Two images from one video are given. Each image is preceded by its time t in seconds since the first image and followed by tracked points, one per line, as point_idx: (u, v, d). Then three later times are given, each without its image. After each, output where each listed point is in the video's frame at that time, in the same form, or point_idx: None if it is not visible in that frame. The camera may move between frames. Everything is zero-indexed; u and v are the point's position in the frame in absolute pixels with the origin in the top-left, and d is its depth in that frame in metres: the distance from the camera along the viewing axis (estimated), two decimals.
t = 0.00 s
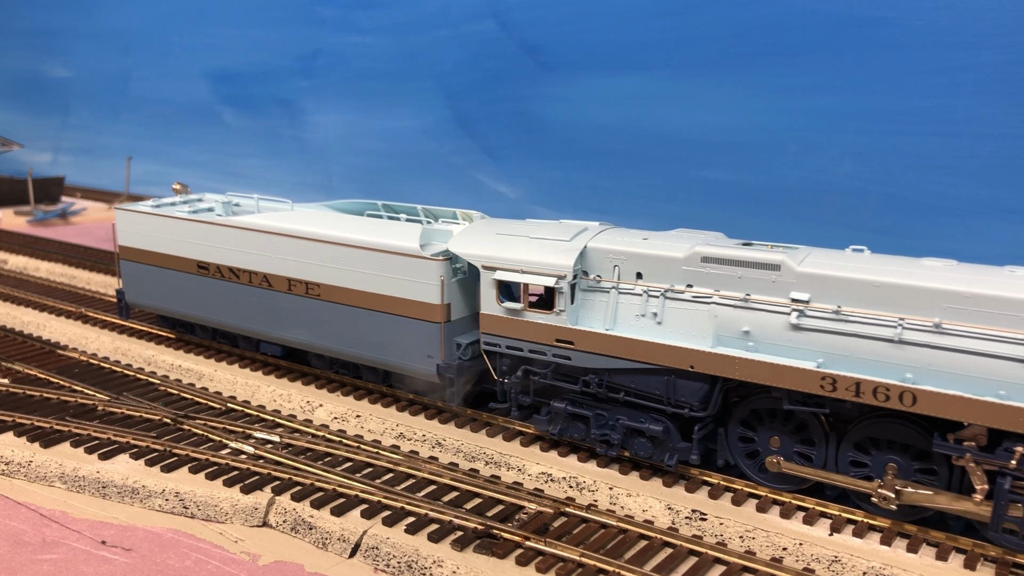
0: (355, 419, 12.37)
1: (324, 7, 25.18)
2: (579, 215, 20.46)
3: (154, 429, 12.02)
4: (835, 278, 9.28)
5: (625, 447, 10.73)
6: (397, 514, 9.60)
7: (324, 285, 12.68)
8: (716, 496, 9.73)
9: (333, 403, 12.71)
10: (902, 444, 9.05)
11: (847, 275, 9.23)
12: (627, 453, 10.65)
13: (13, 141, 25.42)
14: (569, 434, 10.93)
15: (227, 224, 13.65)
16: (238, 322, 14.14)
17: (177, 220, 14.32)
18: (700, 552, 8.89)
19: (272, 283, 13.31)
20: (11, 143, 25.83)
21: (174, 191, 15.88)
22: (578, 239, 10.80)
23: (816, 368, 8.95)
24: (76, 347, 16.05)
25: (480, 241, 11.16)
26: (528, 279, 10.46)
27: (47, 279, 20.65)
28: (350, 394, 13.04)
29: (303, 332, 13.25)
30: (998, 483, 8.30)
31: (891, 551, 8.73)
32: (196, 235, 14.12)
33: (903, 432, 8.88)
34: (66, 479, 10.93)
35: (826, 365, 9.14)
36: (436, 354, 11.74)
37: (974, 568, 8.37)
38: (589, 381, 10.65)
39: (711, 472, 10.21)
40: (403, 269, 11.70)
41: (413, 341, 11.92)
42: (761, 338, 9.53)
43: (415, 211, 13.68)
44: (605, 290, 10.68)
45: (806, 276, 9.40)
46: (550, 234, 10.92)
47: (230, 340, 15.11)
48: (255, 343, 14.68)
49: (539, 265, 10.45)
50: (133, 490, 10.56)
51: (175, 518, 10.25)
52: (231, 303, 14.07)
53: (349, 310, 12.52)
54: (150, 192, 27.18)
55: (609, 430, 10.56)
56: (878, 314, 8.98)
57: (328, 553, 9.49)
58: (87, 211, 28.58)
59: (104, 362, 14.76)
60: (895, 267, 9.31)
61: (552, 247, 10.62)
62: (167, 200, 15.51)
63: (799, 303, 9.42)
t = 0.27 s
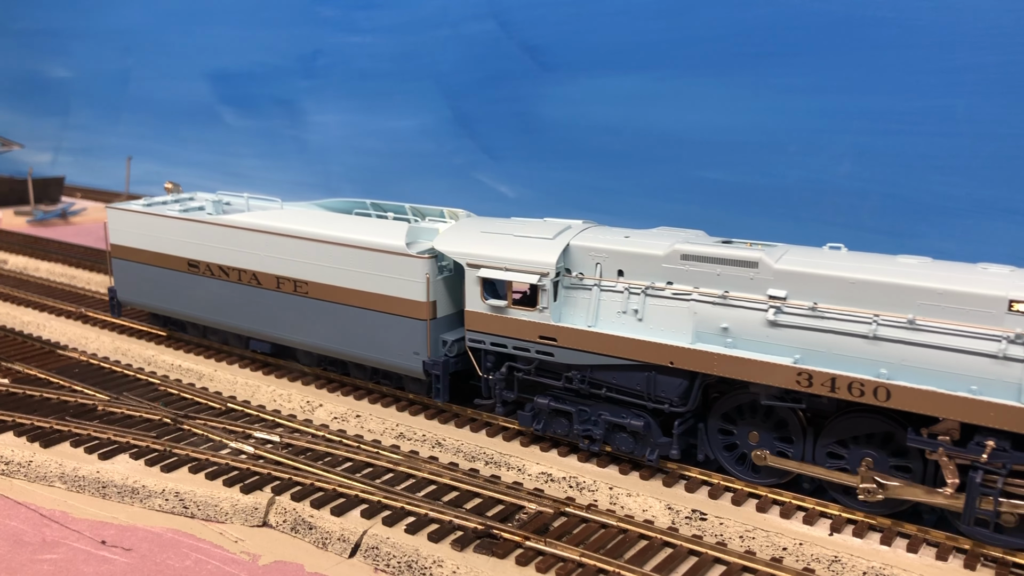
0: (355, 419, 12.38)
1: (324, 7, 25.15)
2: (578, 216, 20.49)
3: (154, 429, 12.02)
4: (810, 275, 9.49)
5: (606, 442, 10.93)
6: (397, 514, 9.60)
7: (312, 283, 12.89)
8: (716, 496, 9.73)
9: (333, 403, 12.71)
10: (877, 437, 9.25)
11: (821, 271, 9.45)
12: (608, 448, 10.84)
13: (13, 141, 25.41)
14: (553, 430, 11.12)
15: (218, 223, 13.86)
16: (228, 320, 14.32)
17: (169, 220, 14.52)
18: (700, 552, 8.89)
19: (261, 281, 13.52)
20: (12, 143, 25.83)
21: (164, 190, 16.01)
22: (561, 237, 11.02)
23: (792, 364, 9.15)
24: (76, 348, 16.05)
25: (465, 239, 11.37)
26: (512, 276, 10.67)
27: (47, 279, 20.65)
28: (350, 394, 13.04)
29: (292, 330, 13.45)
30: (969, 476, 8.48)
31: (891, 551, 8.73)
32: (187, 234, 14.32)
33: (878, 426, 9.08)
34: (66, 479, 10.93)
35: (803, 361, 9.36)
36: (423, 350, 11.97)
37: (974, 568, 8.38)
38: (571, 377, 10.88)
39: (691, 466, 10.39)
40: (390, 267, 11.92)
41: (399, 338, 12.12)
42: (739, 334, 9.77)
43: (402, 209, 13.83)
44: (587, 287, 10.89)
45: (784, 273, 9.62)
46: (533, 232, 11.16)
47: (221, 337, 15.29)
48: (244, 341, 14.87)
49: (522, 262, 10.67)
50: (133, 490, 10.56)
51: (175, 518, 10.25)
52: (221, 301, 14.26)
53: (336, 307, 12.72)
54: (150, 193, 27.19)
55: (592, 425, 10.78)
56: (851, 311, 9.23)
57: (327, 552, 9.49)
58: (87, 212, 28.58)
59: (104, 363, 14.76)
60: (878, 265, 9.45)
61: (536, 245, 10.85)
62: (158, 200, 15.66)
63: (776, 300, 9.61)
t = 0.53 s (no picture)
0: (355, 419, 12.38)
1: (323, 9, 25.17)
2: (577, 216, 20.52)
3: (154, 429, 12.02)
4: (786, 272, 9.69)
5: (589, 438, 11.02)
6: (397, 514, 9.60)
7: (300, 281, 12.99)
8: (716, 496, 9.72)
9: (333, 404, 12.72)
10: (854, 431, 9.35)
11: (797, 269, 9.64)
12: (591, 443, 10.94)
13: (13, 141, 25.42)
14: (537, 426, 11.21)
15: (207, 221, 13.95)
16: (217, 317, 14.43)
17: (159, 218, 14.63)
18: (700, 552, 8.89)
19: (250, 278, 13.62)
20: (12, 143, 25.83)
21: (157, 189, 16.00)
22: (544, 235, 11.21)
23: (769, 359, 9.20)
24: (76, 348, 16.05)
25: (449, 237, 11.56)
26: (495, 273, 10.85)
27: (47, 279, 20.65)
28: (350, 394, 13.04)
29: (280, 327, 13.56)
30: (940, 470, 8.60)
31: (891, 551, 8.74)
32: (177, 232, 14.42)
33: (855, 420, 9.18)
34: (66, 479, 10.92)
35: (780, 357, 9.42)
36: (408, 347, 12.07)
37: (974, 568, 8.41)
38: (554, 373, 10.95)
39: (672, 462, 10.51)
40: (376, 265, 12.02)
41: (385, 335, 12.23)
42: (717, 330, 9.83)
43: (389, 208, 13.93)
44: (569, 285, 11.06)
45: (761, 271, 9.82)
46: (516, 230, 11.36)
47: (212, 335, 15.41)
48: (234, 338, 14.99)
49: (506, 260, 10.85)
50: (133, 490, 10.56)
51: (175, 518, 10.25)
52: (210, 299, 14.36)
53: (323, 304, 12.83)
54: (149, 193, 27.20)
55: (574, 420, 10.86)
56: (827, 308, 9.38)
57: (327, 552, 9.49)
58: (87, 212, 28.58)
59: (104, 363, 14.76)
60: (861, 263, 9.60)
61: (519, 243, 11.05)
62: (149, 198, 15.66)
63: (753, 297, 9.80)
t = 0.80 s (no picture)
0: (355, 419, 12.38)
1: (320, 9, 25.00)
2: (576, 215, 20.52)
3: (154, 429, 12.02)
4: (764, 269, 9.73)
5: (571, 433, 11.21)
6: (397, 514, 9.60)
7: (288, 279, 13.09)
8: (716, 496, 9.72)
9: (333, 404, 12.72)
10: (829, 426, 9.52)
11: (774, 266, 9.68)
12: (573, 439, 11.13)
13: (13, 141, 25.41)
14: (521, 421, 11.41)
15: (197, 220, 14.01)
16: (207, 314, 14.53)
17: (149, 216, 14.68)
18: (700, 552, 8.89)
19: (239, 276, 13.71)
20: (12, 143, 25.81)
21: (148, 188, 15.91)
22: (528, 233, 11.28)
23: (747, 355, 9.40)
24: (76, 348, 16.04)
25: (435, 235, 11.65)
26: (480, 272, 10.98)
27: (46, 279, 20.65)
28: (350, 394, 13.04)
29: (269, 324, 13.69)
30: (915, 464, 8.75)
31: (891, 551, 8.75)
32: (167, 231, 14.48)
33: (830, 415, 9.37)
34: (66, 479, 10.92)
35: (758, 352, 9.59)
36: (394, 344, 12.21)
37: (974, 568, 8.43)
38: (537, 369, 11.11)
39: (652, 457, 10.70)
40: (364, 263, 12.15)
41: (373, 332, 12.38)
42: (697, 327, 10.00)
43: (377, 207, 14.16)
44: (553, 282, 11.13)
45: (739, 268, 9.87)
46: (501, 227, 11.45)
47: (202, 333, 15.53)
48: (224, 336, 15.11)
49: (491, 258, 10.96)
50: (133, 490, 10.56)
51: (175, 518, 10.25)
52: (200, 296, 14.45)
53: (312, 302, 12.97)
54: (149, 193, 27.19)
55: (557, 416, 11.04)
56: (805, 304, 9.44)
57: (327, 552, 9.49)
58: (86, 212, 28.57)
59: (104, 362, 14.76)
60: (850, 262, 9.64)
61: (503, 240, 11.14)
62: (141, 197, 15.62)
63: (732, 293, 9.89)
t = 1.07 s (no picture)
0: (355, 419, 12.38)
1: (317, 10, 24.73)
2: (574, 216, 20.51)
3: (154, 429, 12.02)
4: (743, 266, 9.88)
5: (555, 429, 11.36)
6: (397, 514, 9.59)
7: (277, 277, 13.22)
8: (716, 496, 9.73)
9: (333, 403, 12.71)
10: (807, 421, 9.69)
11: (753, 263, 9.84)
12: (557, 435, 11.28)
13: (13, 141, 25.41)
14: (506, 417, 11.57)
15: (187, 218, 14.13)
16: (196, 312, 14.62)
17: (139, 215, 14.78)
18: (700, 552, 8.90)
19: (229, 274, 13.82)
20: (12, 143, 25.80)
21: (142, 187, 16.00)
22: (512, 231, 11.46)
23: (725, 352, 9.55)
24: (76, 348, 16.03)
25: (421, 233, 11.82)
26: (464, 269, 11.17)
27: (46, 278, 20.64)
28: (350, 394, 13.03)
29: (258, 322, 13.79)
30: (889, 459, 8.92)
31: (891, 551, 8.78)
32: (157, 229, 14.59)
33: (807, 409, 9.55)
34: (66, 479, 10.93)
35: (737, 348, 9.74)
36: (381, 341, 12.34)
37: (974, 568, 8.44)
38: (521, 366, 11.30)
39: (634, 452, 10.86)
40: (352, 261, 12.27)
41: (360, 330, 12.50)
42: (677, 323, 10.16)
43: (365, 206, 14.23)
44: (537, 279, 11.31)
45: (718, 265, 10.00)
46: (485, 225, 11.62)
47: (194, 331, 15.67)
48: (214, 334, 15.24)
49: (476, 255, 11.15)
50: (133, 490, 10.55)
51: (176, 518, 10.25)
52: (189, 294, 14.55)
53: (301, 300, 13.08)
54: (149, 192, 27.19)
55: (540, 412, 11.21)
56: (783, 301, 9.59)
57: (328, 552, 9.50)
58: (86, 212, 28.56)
59: (104, 362, 14.76)
60: (848, 262, 9.66)
61: (488, 238, 11.33)
62: (133, 195, 15.70)
63: (711, 290, 10.01)
